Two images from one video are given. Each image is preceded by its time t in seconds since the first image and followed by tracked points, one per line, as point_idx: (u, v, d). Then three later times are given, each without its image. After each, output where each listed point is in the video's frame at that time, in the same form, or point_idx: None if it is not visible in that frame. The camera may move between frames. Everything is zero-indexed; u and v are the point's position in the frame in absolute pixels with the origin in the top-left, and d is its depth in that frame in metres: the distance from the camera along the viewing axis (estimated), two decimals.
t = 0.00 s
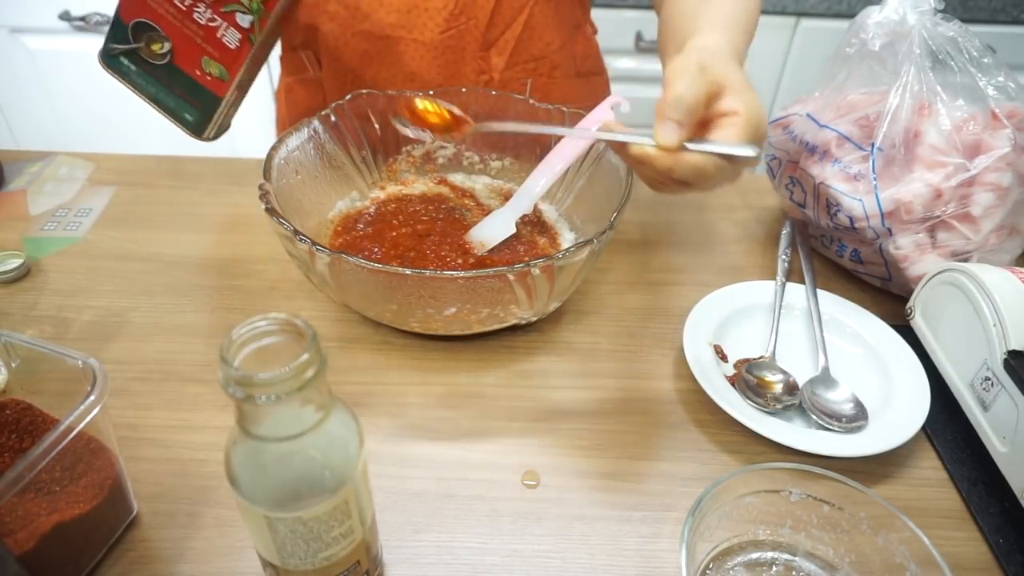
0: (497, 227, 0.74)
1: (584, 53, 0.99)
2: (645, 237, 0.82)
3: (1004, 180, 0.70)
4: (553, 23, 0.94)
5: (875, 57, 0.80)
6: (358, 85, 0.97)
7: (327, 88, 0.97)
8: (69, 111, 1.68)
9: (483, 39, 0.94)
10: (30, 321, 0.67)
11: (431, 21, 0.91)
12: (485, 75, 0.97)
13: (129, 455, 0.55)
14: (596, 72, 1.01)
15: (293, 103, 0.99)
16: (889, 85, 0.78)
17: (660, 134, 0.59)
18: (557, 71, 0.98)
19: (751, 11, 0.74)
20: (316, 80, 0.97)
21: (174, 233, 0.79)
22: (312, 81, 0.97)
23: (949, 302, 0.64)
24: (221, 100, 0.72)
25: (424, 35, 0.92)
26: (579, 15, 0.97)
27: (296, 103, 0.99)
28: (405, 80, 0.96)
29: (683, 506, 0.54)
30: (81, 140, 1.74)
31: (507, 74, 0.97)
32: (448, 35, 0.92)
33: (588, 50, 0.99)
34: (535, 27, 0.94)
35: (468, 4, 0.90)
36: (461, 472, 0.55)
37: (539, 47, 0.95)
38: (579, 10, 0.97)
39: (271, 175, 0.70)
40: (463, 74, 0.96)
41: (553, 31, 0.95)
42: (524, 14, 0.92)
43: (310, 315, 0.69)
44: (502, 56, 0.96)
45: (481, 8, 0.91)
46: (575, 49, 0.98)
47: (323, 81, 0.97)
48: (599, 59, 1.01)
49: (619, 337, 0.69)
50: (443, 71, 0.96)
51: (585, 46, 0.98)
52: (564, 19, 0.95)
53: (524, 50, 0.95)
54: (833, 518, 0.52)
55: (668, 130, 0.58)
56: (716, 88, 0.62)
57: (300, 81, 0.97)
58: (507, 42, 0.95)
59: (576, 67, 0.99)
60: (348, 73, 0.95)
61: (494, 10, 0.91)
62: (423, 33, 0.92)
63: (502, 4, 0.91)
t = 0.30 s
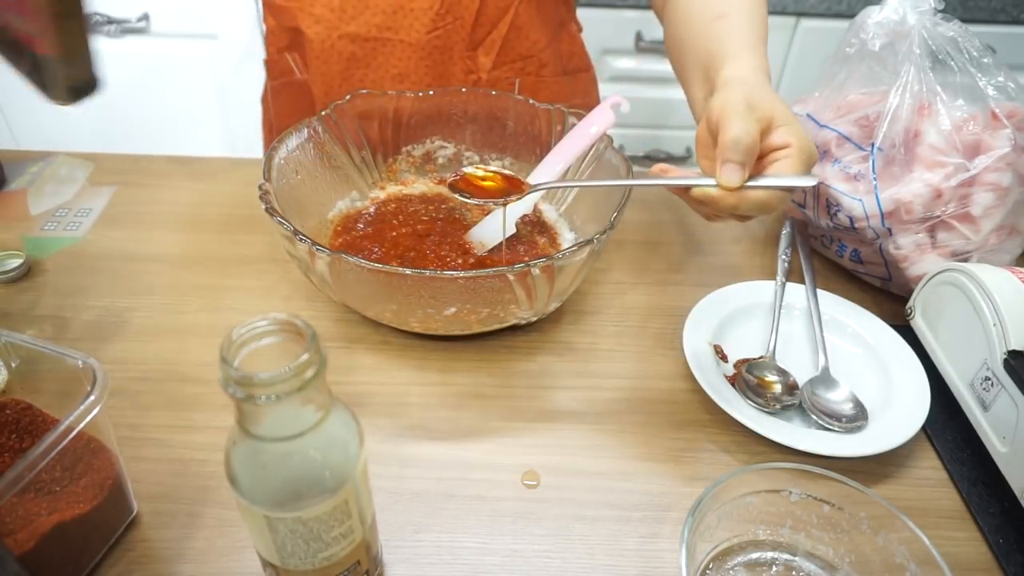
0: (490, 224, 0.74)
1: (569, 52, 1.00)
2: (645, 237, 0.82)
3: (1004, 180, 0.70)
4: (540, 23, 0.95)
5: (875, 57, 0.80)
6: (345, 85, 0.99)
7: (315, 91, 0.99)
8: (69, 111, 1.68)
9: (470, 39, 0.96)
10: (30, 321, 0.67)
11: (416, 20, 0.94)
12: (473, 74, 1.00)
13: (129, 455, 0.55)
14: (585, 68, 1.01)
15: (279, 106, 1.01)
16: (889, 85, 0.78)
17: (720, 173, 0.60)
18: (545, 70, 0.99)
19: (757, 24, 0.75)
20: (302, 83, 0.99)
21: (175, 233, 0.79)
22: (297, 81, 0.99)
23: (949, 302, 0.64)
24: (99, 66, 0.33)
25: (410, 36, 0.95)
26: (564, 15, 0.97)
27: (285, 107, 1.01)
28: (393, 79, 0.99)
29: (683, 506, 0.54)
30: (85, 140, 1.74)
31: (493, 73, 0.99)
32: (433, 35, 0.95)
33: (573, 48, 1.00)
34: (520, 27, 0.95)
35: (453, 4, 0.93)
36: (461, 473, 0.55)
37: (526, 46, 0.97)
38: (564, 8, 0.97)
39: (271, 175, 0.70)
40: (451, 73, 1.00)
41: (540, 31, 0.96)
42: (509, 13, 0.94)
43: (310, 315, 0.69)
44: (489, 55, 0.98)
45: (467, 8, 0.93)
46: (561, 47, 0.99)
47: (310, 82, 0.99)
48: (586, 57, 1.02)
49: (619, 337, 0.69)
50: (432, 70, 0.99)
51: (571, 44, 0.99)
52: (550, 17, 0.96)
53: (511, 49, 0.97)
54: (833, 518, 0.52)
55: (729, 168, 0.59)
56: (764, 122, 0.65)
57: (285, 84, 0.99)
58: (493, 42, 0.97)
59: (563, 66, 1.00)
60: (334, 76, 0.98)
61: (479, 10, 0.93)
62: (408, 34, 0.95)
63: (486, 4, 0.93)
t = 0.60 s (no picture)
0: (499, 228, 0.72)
1: (541, 50, 1.06)
2: (645, 237, 0.82)
3: (1004, 180, 0.70)
4: (509, 25, 1.02)
5: (875, 57, 0.80)
6: (318, 80, 1.05)
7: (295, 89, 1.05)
8: (70, 112, 1.68)
9: (442, 42, 1.04)
10: (30, 320, 0.67)
11: (388, 27, 1.02)
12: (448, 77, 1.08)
13: (129, 455, 0.55)
14: (558, 66, 1.08)
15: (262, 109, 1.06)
16: (889, 85, 0.78)
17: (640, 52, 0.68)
18: (518, 70, 1.06)
19: None
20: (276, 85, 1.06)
21: (175, 233, 0.79)
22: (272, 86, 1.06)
23: (949, 302, 0.64)
24: None
25: (385, 41, 1.03)
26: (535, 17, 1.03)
27: (262, 109, 1.08)
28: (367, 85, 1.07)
29: (682, 506, 0.54)
30: (87, 141, 1.74)
31: (468, 74, 1.07)
32: (405, 41, 1.04)
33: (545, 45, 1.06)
34: (491, 31, 1.02)
35: (424, 9, 1.01)
36: (461, 473, 0.55)
37: (498, 47, 1.04)
38: (535, 8, 1.03)
39: (271, 175, 0.70)
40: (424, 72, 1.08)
41: (511, 32, 1.03)
42: (480, 17, 1.01)
43: (310, 315, 0.69)
44: (462, 57, 1.06)
45: (438, 13, 1.01)
46: (533, 46, 1.05)
47: (282, 85, 1.06)
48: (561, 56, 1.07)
49: (618, 337, 0.69)
50: (405, 75, 1.07)
51: (543, 42, 1.05)
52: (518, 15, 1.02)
53: (483, 49, 1.04)
54: (834, 518, 0.52)
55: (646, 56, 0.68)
56: None
57: (259, 91, 1.06)
58: (465, 45, 1.04)
59: (534, 65, 1.06)
60: (309, 85, 1.05)
61: (449, 15, 1.01)
62: (381, 41, 1.03)
63: (456, 8, 1.01)
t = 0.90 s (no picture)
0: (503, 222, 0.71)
1: (508, 43, 1.08)
2: (645, 237, 0.82)
3: (1004, 180, 0.70)
4: (476, 23, 1.04)
5: (875, 57, 0.80)
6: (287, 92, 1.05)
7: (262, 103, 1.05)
8: (70, 112, 1.68)
9: (411, 48, 1.05)
10: (30, 320, 0.67)
11: (354, 38, 1.01)
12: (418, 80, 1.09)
13: (129, 455, 0.55)
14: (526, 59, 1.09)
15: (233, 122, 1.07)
16: (888, 85, 0.78)
17: None
18: (485, 66, 1.08)
19: None
20: (246, 101, 1.07)
21: (175, 233, 0.79)
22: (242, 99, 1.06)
23: (949, 302, 0.64)
24: None
25: (352, 53, 1.03)
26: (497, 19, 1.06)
27: (234, 122, 1.09)
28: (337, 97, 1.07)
29: (682, 506, 0.54)
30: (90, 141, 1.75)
31: (438, 77, 1.08)
32: (372, 51, 1.04)
33: (511, 39, 1.08)
34: (459, 31, 1.03)
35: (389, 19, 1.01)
36: (461, 473, 0.55)
37: (467, 46, 1.05)
38: (500, 2, 1.05)
39: (271, 175, 0.70)
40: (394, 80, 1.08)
41: (477, 29, 1.04)
42: (447, 17, 1.02)
43: (310, 314, 0.69)
44: (431, 60, 1.06)
45: (404, 20, 1.01)
46: (499, 41, 1.07)
47: (253, 100, 1.06)
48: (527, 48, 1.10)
49: (618, 337, 0.69)
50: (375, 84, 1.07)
51: (509, 35, 1.07)
52: (484, 13, 1.04)
53: (451, 49, 1.05)
54: (834, 518, 0.52)
55: None
56: None
57: (230, 103, 1.07)
58: (433, 47, 1.05)
59: (501, 59, 1.09)
60: (278, 99, 1.05)
61: (415, 21, 1.01)
62: (348, 52, 1.03)
63: (424, 12, 1.01)
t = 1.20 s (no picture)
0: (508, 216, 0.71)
1: (485, 35, 1.08)
2: (645, 237, 0.82)
3: (1004, 180, 0.70)
4: (455, 21, 1.05)
5: (875, 57, 0.80)
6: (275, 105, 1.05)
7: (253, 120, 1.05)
8: (70, 111, 1.68)
9: (395, 53, 1.05)
10: (30, 320, 0.67)
11: (341, 49, 1.02)
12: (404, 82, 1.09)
13: (129, 455, 0.55)
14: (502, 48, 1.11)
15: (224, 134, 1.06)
16: (888, 85, 0.78)
17: None
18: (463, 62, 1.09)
19: None
20: (231, 116, 1.05)
21: (175, 233, 0.79)
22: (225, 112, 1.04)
23: (949, 302, 0.64)
24: None
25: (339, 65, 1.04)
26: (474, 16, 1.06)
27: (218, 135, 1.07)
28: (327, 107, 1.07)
29: (682, 506, 0.54)
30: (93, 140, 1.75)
31: (423, 78, 1.08)
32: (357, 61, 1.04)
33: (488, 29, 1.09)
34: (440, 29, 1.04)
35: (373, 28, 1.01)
36: (461, 472, 0.55)
37: (448, 44, 1.06)
38: None
39: (271, 175, 0.70)
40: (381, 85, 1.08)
41: (455, 26, 1.05)
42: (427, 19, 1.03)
43: (310, 314, 0.69)
44: (415, 62, 1.07)
45: (389, 28, 1.02)
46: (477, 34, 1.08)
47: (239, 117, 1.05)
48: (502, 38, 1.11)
49: (619, 337, 0.69)
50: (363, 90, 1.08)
51: (486, 27, 1.08)
52: (461, 8, 1.04)
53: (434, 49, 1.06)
54: (833, 518, 0.52)
55: None
56: None
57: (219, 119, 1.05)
58: (416, 48, 1.06)
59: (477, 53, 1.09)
60: (269, 115, 1.05)
61: (398, 27, 1.02)
62: (334, 64, 1.03)
63: (406, 16, 1.01)
